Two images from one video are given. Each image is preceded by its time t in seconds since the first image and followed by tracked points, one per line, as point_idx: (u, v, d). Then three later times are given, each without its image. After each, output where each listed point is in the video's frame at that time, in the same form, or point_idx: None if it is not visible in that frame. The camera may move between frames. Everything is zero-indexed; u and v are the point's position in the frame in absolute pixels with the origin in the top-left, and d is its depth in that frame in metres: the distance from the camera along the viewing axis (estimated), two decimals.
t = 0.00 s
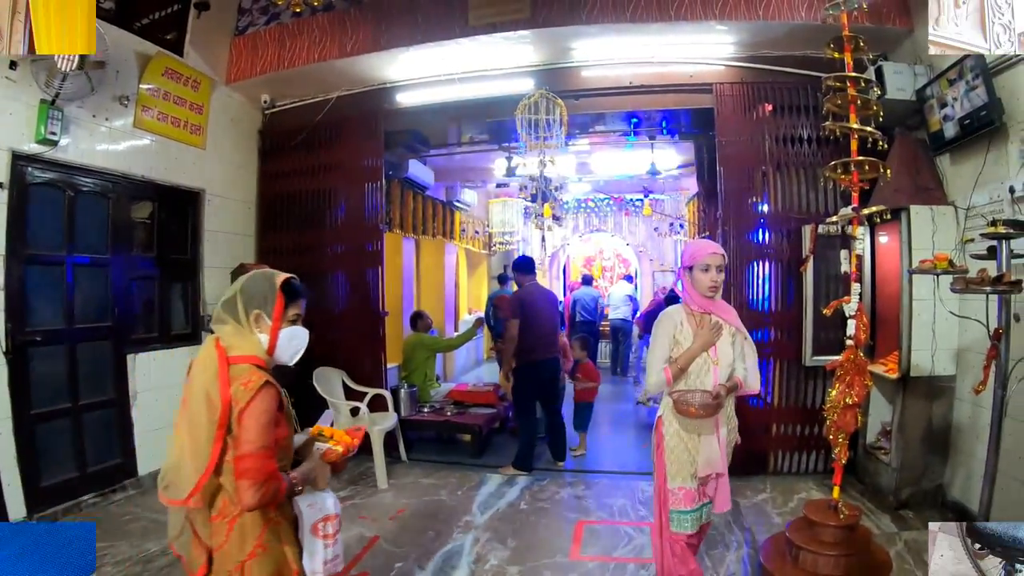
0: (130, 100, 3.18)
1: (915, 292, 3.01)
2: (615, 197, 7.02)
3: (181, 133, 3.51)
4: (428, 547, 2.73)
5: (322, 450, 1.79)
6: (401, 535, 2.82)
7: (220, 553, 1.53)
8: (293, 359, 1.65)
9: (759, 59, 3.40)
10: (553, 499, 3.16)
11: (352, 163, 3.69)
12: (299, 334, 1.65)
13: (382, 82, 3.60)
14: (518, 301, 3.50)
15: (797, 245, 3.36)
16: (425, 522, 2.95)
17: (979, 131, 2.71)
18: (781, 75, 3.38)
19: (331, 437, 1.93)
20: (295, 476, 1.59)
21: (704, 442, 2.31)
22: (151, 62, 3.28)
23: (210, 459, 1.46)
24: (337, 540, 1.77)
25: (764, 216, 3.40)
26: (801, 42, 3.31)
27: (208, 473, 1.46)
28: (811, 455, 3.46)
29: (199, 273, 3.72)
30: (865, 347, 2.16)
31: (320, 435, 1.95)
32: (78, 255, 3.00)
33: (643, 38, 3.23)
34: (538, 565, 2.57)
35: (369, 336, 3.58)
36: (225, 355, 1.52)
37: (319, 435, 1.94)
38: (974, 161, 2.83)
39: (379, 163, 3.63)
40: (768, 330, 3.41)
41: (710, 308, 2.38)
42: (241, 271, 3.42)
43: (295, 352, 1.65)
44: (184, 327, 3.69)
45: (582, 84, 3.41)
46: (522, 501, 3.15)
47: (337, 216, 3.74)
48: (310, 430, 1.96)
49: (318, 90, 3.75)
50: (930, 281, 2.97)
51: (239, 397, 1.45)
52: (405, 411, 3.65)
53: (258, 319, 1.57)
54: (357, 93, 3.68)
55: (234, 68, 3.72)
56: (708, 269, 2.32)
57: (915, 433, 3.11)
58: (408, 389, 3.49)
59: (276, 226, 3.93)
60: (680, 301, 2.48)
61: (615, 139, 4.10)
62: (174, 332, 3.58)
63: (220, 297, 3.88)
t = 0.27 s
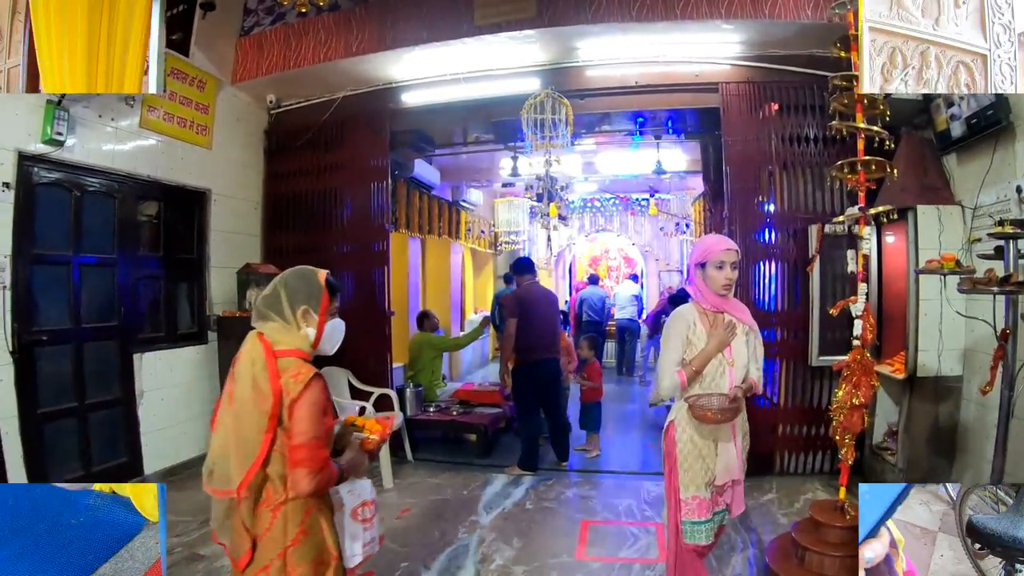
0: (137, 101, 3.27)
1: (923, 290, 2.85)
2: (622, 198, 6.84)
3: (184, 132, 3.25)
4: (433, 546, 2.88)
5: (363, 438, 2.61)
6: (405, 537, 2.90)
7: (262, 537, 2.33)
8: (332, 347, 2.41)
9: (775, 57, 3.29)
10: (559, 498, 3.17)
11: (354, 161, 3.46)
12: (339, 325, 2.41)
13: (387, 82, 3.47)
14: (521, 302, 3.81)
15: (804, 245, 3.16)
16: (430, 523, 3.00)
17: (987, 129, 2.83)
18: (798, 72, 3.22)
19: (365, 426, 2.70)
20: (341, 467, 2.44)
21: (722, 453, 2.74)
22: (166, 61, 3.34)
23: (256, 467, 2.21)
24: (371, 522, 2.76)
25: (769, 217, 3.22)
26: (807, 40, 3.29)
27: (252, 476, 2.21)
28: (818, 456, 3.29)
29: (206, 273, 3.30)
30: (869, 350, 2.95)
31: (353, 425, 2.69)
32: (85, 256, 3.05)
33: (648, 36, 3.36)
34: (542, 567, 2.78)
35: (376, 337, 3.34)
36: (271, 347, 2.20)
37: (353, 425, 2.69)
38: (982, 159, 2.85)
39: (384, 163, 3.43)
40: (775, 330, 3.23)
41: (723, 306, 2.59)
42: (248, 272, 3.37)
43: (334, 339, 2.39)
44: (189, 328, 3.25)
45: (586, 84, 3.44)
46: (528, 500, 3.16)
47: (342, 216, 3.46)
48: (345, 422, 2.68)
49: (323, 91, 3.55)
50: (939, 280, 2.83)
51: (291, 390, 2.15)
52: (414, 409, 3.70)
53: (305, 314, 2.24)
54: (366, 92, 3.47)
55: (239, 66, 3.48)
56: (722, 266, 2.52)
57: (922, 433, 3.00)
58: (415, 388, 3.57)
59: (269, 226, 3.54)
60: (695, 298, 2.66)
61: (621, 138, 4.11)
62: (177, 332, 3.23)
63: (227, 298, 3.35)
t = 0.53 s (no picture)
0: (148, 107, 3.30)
1: (933, 292, 2.97)
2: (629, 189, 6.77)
3: (198, 135, 3.29)
4: (445, 547, 3.12)
5: (394, 434, 3.10)
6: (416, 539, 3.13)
7: (300, 531, 3.09)
8: (360, 347, 3.01)
9: (801, 58, 3.10)
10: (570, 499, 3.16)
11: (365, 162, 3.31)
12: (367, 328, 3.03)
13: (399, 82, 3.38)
14: (523, 303, 3.07)
15: (815, 246, 3.04)
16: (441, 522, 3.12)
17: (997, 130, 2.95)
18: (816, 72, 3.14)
19: (394, 422, 3.11)
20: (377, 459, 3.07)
21: (739, 457, 3.05)
22: (167, 62, 3.52)
23: (289, 467, 3.02)
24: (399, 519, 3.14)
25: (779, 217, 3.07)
26: (833, 39, 3.15)
27: (288, 474, 3.02)
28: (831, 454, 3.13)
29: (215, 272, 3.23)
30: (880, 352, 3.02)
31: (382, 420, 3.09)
32: (96, 257, 3.20)
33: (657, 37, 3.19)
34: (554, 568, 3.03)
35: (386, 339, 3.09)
36: (310, 344, 2.92)
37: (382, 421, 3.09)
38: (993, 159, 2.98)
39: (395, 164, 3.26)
40: (784, 331, 3.05)
41: (740, 306, 2.94)
42: (258, 273, 3.22)
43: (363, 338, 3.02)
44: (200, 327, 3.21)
45: (598, 83, 3.14)
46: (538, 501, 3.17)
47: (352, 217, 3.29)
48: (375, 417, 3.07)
49: (335, 91, 3.41)
50: (947, 283, 2.97)
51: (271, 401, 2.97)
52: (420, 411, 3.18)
53: (343, 313, 2.96)
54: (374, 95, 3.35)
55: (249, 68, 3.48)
56: (740, 265, 2.91)
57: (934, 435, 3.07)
58: (424, 387, 3.15)
59: (279, 227, 3.32)
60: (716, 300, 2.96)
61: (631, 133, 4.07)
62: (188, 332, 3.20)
63: (237, 299, 3.22)
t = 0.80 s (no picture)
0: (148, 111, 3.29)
1: (933, 292, 2.98)
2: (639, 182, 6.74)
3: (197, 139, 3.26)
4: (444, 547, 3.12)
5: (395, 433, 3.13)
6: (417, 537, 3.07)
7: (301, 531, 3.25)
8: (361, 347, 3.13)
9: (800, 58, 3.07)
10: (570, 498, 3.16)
11: (363, 161, 3.19)
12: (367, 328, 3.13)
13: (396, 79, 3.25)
14: (522, 302, 3.08)
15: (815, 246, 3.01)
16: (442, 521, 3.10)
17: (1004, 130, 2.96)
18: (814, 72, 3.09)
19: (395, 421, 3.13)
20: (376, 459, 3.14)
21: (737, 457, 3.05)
22: (167, 63, 3.46)
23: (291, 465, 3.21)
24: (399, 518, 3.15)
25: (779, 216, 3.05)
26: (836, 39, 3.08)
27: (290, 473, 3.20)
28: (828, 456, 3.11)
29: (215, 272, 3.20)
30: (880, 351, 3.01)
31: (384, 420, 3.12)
32: (96, 257, 3.22)
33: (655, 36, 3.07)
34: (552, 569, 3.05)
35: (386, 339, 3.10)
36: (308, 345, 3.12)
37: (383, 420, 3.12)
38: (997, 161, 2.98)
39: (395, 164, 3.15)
40: (785, 331, 3.02)
41: (740, 306, 2.99)
42: (258, 273, 3.17)
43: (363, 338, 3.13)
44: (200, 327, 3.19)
45: (598, 84, 3.05)
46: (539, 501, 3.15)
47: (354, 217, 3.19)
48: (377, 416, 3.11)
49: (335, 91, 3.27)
50: (947, 283, 2.98)
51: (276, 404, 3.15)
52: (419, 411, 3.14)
53: (343, 313, 3.11)
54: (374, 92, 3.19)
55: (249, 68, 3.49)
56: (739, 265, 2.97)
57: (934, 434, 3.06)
58: (424, 387, 3.11)
59: (278, 228, 3.19)
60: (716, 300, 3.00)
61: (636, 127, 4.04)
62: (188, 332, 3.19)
63: (237, 300, 3.18)
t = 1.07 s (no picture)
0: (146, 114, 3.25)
1: (934, 292, 2.98)
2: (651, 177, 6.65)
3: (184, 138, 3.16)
4: (445, 547, 3.15)
5: (397, 433, 3.16)
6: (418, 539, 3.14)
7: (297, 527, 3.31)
8: (360, 346, 3.17)
9: (799, 54, 2.99)
10: (571, 498, 3.08)
11: (363, 159, 3.19)
12: (365, 327, 3.16)
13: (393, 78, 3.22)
14: (521, 301, 3.03)
15: (816, 245, 3.02)
16: (443, 522, 3.13)
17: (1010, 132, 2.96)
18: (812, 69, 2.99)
19: (395, 421, 3.16)
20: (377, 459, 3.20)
21: (733, 458, 3.08)
22: (165, 61, 3.23)
23: (289, 467, 3.28)
24: (402, 516, 3.21)
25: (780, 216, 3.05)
26: (839, 32, 3.01)
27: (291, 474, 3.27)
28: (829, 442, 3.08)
29: (215, 271, 3.19)
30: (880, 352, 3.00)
31: (388, 422, 3.17)
32: (95, 257, 3.22)
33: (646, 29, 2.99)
34: (552, 568, 3.07)
35: (388, 340, 3.13)
36: (306, 344, 3.17)
37: (385, 421, 3.17)
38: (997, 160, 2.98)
39: (393, 165, 3.16)
40: (785, 331, 3.03)
41: (740, 306, 3.02)
42: (259, 272, 3.16)
43: (361, 338, 3.16)
44: (201, 327, 3.20)
45: (598, 84, 2.97)
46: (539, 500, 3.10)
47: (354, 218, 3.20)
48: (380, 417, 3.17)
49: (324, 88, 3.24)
50: (948, 282, 2.98)
51: (274, 403, 3.20)
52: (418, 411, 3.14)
53: (343, 313, 3.15)
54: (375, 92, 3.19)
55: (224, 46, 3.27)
56: (740, 265, 3.00)
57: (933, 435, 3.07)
58: (424, 387, 3.12)
59: (279, 227, 3.18)
60: (713, 297, 3.03)
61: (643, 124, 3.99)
62: (188, 332, 3.19)
63: (237, 299, 3.18)
